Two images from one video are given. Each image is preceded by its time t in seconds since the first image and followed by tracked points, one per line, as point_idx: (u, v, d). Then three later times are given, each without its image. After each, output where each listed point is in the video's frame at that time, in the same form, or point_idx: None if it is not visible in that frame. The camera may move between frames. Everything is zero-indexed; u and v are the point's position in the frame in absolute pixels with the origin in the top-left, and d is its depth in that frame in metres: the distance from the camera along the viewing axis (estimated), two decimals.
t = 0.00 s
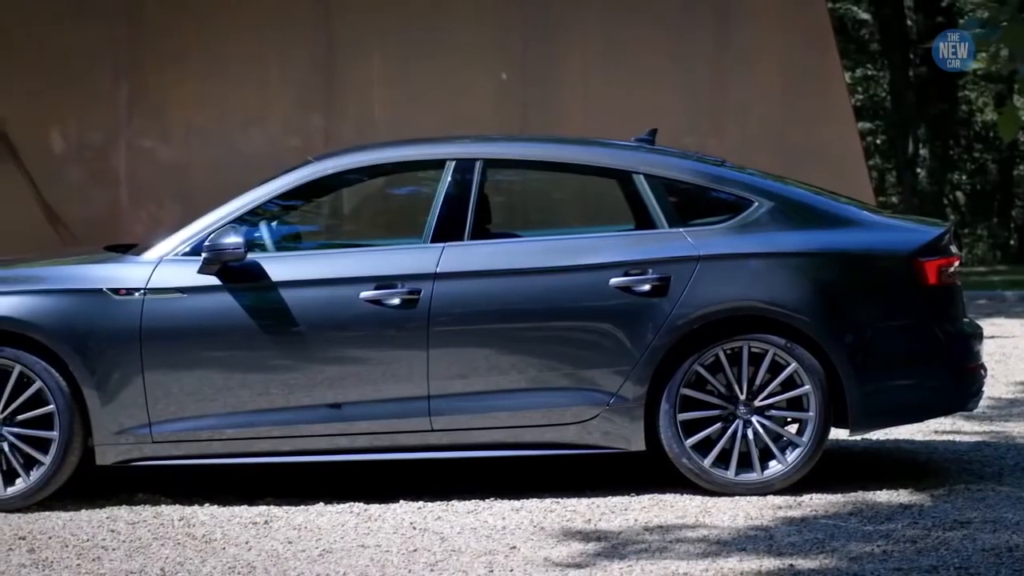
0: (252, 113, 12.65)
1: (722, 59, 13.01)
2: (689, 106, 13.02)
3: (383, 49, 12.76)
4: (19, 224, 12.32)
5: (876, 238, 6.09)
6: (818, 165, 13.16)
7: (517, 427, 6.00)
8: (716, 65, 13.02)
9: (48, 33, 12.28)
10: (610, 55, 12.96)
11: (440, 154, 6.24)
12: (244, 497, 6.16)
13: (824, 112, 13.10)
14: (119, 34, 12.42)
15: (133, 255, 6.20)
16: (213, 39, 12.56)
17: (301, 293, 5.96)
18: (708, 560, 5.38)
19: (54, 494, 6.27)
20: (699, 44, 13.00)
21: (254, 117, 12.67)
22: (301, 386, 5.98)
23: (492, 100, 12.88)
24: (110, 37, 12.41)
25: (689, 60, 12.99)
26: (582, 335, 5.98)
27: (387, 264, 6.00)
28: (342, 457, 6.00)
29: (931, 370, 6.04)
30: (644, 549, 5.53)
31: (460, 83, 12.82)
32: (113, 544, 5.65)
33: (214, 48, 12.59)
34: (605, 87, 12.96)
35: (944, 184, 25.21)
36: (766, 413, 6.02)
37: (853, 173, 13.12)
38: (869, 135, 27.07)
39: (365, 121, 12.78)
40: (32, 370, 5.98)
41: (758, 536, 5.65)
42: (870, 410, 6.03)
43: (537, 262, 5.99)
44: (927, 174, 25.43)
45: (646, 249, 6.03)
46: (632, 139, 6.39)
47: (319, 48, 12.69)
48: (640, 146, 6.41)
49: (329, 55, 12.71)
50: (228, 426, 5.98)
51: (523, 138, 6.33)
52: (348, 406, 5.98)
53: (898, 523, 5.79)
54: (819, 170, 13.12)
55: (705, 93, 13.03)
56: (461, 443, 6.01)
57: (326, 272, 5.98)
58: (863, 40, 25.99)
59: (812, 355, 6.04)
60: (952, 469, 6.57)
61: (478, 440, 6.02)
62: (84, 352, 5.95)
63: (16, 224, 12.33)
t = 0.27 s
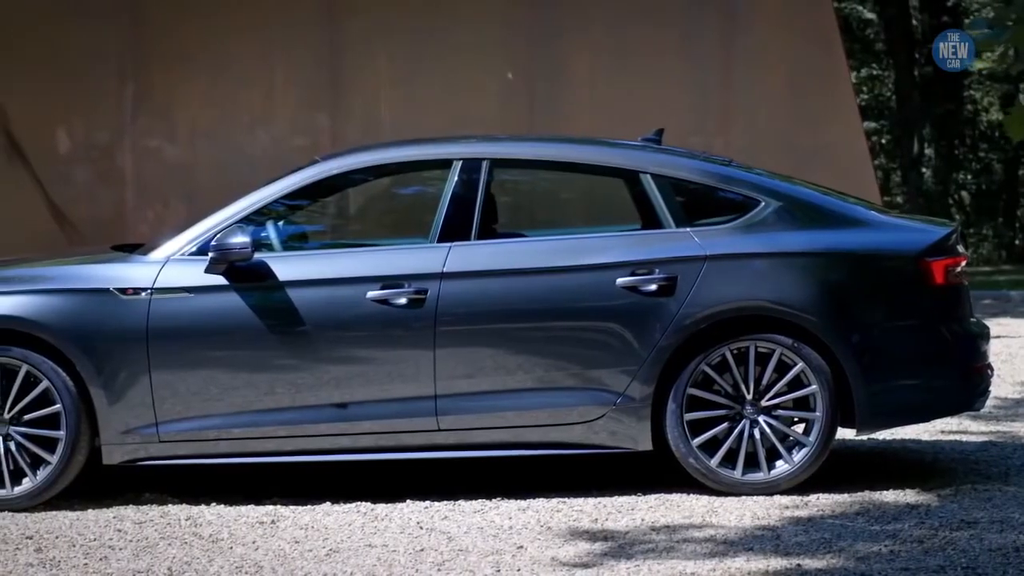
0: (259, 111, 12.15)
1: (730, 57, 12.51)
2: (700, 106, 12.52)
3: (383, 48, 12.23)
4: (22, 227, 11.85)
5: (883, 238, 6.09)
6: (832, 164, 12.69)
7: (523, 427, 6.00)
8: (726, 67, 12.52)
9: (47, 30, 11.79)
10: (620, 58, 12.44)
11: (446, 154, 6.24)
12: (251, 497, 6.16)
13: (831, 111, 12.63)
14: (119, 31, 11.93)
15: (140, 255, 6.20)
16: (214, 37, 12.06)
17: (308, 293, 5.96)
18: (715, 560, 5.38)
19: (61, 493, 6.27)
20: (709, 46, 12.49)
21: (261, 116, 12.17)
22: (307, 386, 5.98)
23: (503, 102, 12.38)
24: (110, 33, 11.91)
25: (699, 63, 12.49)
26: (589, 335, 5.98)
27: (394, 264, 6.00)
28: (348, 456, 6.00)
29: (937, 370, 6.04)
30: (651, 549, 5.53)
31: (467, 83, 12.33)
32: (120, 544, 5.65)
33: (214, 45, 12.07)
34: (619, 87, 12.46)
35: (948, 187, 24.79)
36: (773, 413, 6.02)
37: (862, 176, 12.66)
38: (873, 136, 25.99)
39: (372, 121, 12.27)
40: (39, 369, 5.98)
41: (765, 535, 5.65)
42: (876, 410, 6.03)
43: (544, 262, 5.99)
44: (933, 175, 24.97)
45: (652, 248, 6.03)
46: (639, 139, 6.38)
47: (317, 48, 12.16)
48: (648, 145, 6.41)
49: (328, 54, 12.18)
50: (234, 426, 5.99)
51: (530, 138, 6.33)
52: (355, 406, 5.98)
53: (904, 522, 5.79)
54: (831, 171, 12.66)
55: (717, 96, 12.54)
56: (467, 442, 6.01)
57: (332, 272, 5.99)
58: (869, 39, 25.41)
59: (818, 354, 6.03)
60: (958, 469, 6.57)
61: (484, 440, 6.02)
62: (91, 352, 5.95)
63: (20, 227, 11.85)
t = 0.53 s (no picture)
0: (263, 111, 12.11)
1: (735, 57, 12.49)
2: (704, 106, 12.50)
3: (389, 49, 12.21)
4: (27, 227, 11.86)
5: (890, 238, 6.09)
6: (841, 164, 12.64)
7: (530, 427, 6.00)
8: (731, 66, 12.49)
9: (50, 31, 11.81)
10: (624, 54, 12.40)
11: (454, 154, 6.24)
12: (258, 497, 6.15)
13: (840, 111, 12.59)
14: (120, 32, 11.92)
15: (147, 254, 6.20)
16: (219, 36, 12.06)
17: (315, 292, 5.96)
18: (723, 560, 5.38)
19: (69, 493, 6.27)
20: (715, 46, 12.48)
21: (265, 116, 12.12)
22: (314, 385, 5.98)
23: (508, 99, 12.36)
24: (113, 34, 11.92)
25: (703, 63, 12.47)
26: (596, 335, 5.98)
27: (401, 263, 6.00)
28: (356, 456, 6.00)
29: (945, 370, 6.04)
30: (659, 548, 5.53)
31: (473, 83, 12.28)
32: (128, 543, 5.65)
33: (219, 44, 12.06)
34: (624, 87, 12.42)
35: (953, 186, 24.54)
36: (780, 412, 6.02)
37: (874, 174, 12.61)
38: (877, 137, 25.80)
39: (377, 121, 12.23)
40: (47, 369, 5.98)
41: (773, 535, 5.65)
42: (884, 410, 6.03)
43: (551, 261, 5.99)
44: (938, 173, 25.13)
45: (659, 248, 6.03)
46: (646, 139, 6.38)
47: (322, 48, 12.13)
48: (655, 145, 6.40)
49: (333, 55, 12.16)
50: (241, 426, 5.99)
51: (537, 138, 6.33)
52: (362, 405, 5.98)
53: (912, 522, 5.78)
54: (839, 171, 12.62)
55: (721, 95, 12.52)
56: (475, 442, 6.01)
57: (339, 272, 5.99)
58: (873, 39, 25.46)
59: (826, 354, 6.03)
60: (966, 469, 6.56)
61: (492, 440, 6.01)
62: (99, 352, 5.96)
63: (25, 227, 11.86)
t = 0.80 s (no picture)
0: (274, 110, 12.11)
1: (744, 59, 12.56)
2: (715, 106, 12.55)
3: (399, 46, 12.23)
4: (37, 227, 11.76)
5: (901, 238, 6.08)
6: (850, 165, 12.76)
7: (542, 426, 6.00)
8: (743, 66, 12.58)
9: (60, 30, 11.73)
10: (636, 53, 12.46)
11: (465, 153, 6.24)
12: (269, 496, 6.15)
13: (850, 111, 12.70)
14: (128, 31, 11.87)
15: (159, 254, 6.20)
16: (229, 36, 12.03)
17: (327, 292, 5.97)
18: (735, 559, 5.38)
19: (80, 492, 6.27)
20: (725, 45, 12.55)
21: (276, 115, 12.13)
22: (326, 385, 5.98)
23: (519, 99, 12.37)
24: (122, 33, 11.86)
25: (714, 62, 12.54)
26: (608, 334, 5.98)
27: (413, 263, 6.00)
28: (367, 455, 6.00)
29: (956, 370, 6.04)
30: (671, 548, 5.53)
31: (483, 82, 12.30)
32: (140, 543, 5.65)
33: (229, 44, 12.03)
34: (632, 87, 12.44)
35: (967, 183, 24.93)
36: (792, 412, 6.02)
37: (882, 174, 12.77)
38: (888, 134, 27.07)
39: (388, 120, 12.24)
40: (59, 369, 5.99)
41: (785, 535, 5.65)
42: (895, 410, 6.03)
43: (563, 261, 5.99)
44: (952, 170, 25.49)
45: (670, 248, 6.03)
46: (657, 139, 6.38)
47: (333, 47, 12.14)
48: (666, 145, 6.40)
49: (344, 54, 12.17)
50: (253, 425, 5.99)
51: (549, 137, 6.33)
52: (374, 405, 5.99)
53: (924, 522, 5.78)
54: (849, 171, 12.73)
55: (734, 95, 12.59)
56: (487, 441, 6.01)
57: (351, 271, 5.99)
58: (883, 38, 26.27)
59: (837, 354, 6.03)
60: (977, 469, 6.56)
61: (503, 439, 6.01)
62: (111, 351, 5.96)
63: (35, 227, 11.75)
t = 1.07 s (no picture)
0: (286, 111, 12.16)
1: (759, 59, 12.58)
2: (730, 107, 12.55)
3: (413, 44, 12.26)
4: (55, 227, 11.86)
5: (916, 237, 6.08)
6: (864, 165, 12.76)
7: (557, 426, 6.00)
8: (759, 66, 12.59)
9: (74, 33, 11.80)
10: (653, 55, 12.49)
11: (480, 153, 6.24)
12: (285, 496, 6.15)
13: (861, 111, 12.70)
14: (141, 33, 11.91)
15: (175, 254, 6.21)
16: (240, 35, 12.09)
17: (343, 292, 5.97)
18: (752, 559, 5.38)
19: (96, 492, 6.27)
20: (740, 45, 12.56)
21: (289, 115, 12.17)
22: (341, 385, 5.99)
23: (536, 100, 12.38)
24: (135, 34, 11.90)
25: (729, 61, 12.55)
26: (624, 334, 5.98)
27: (429, 263, 6.00)
28: (383, 455, 6.01)
29: (971, 369, 6.04)
30: (688, 548, 5.53)
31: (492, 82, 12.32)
32: (157, 543, 5.66)
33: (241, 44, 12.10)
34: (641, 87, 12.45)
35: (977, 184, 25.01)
36: (807, 412, 6.02)
37: (895, 174, 12.75)
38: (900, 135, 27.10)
39: (402, 120, 12.27)
40: (75, 368, 5.99)
41: (801, 535, 5.64)
42: (910, 410, 6.03)
43: (579, 260, 5.99)
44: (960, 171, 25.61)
45: (686, 248, 6.03)
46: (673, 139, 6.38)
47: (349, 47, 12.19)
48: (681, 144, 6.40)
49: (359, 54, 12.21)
50: (269, 425, 6.00)
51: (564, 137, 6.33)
52: (389, 404, 5.99)
53: (940, 522, 5.78)
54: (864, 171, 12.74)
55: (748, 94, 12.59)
56: (502, 441, 6.02)
57: (366, 271, 5.99)
58: (894, 39, 26.27)
59: (853, 354, 6.03)
60: (993, 469, 6.56)
61: (519, 439, 6.02)
62: (127, 351, 5.97)
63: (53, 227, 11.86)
